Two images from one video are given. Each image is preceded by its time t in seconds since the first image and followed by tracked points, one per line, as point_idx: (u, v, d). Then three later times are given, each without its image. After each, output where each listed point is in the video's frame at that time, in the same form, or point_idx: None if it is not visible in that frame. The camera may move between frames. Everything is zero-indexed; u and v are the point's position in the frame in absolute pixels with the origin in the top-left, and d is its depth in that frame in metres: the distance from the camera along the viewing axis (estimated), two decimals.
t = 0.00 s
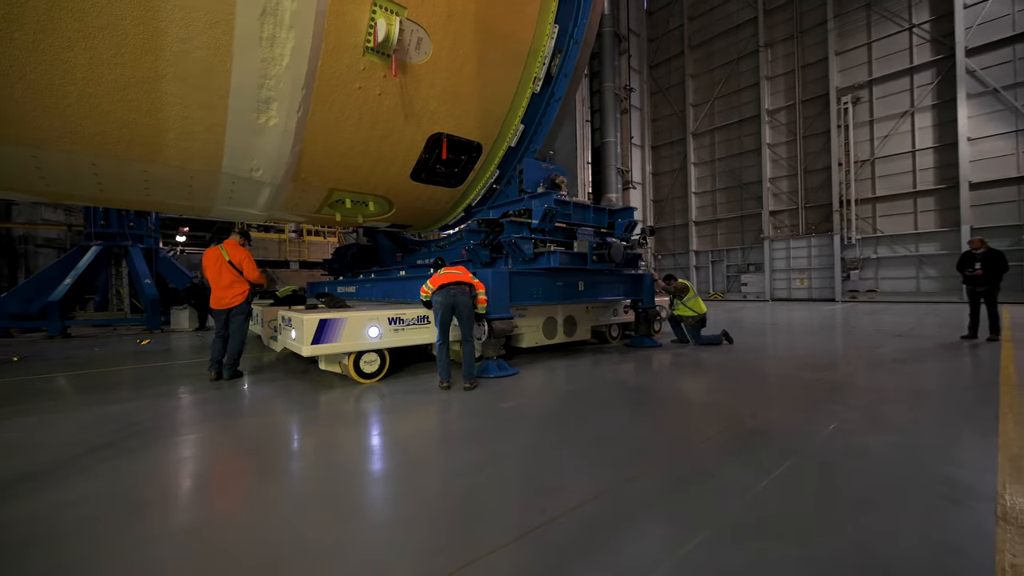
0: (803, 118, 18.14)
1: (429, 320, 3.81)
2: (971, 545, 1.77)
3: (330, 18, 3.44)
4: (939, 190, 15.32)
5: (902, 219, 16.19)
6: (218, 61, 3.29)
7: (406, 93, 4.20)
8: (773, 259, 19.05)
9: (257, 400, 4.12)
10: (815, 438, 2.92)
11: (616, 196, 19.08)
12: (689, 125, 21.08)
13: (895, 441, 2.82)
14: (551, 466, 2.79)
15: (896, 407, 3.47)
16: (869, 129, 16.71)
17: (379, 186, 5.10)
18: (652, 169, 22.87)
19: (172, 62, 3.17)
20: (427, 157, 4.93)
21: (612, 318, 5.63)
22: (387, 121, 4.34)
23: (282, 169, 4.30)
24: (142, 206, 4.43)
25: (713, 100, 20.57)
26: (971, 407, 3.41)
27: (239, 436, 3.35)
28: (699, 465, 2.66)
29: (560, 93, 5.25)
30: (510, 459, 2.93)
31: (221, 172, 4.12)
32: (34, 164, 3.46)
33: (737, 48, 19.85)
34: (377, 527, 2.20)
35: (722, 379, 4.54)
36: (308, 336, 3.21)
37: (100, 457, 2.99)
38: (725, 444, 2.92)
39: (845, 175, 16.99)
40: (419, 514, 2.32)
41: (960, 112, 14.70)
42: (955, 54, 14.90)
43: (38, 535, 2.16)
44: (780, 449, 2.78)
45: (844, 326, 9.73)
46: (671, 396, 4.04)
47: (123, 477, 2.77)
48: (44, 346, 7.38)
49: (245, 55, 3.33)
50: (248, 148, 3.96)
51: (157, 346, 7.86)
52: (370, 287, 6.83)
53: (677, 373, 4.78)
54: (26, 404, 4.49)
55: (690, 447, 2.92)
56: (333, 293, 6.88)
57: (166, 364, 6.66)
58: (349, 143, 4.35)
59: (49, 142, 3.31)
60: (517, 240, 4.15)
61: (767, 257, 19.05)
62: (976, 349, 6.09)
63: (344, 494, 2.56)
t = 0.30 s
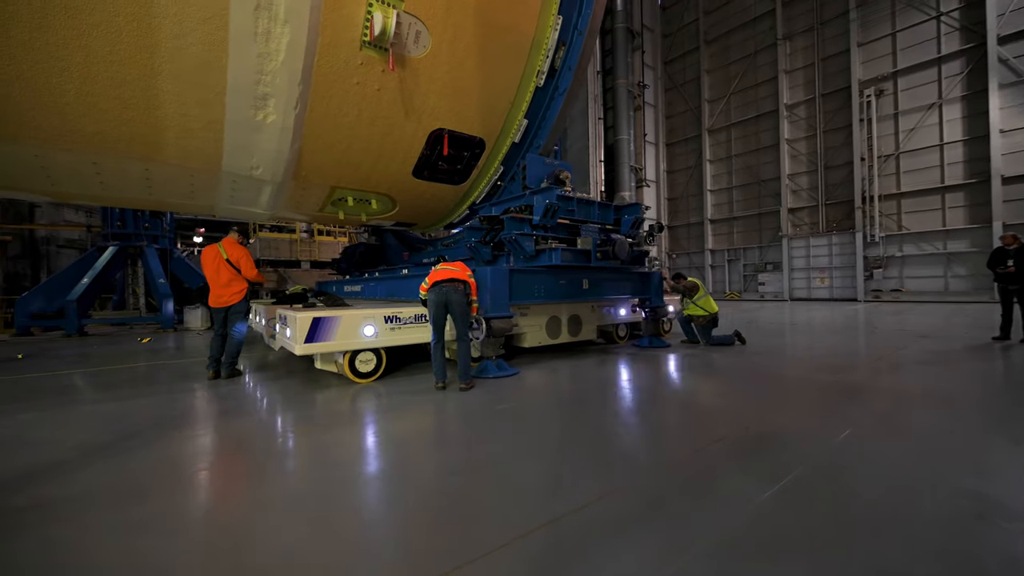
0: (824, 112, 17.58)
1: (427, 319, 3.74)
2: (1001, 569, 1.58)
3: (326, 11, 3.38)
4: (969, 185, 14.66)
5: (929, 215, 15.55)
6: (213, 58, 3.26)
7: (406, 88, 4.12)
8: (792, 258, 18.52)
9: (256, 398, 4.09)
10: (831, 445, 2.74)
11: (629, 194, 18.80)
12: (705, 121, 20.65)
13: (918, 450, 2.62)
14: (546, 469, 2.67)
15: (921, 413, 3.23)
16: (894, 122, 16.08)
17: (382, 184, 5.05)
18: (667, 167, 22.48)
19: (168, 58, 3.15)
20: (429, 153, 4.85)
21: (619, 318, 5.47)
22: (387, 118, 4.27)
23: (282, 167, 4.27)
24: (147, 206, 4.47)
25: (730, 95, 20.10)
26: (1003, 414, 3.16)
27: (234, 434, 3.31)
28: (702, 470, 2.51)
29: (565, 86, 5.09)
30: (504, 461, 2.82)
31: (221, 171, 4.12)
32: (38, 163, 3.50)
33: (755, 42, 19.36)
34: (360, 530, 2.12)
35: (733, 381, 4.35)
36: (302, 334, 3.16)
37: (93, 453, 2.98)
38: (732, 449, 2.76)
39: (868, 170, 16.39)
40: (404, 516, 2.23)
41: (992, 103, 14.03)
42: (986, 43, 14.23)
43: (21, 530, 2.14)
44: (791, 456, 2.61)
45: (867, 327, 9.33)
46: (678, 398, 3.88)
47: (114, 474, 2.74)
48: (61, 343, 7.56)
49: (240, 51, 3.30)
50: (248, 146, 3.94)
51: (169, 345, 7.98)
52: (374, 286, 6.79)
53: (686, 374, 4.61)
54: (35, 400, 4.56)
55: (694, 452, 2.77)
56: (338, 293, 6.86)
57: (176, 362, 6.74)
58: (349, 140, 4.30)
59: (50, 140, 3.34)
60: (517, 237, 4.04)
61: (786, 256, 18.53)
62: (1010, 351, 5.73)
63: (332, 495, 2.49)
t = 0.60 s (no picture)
0: (851, 104, 16.89)
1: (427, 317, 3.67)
2: None
3: (324, 6, 3.36)
4: (1010, 178, 13.86)
5: (966, 211, 14.76)
6: (213, 55, 3.27)
7: (407, 83, 4.07)
8: (817, 256, 17.86)
9: (258, 395, 4.09)
10: (848, 453, 2.55)
11: (645, 192, 18.46)
12: (725, 116, 20.11)
13: (944, 459, 2.41)
14: (542, 471, 2.56)
15: (951, 420, 2.98)
16: (926, 113, 15.32)
17: (387, 182, 5.01)
18: (685, 164, 21.99)
19: (168, 56, 3.17)
20: (433, 150, 4.79)
21: (629, 317, 5.31)
22: (389, 114, 4.23)
23: (286, 165, 4.28)
24: (157, 205, 4.54)
25: (751, 89, 19.52)
26: None
27: (232, 431, 3.31)
28: (705, 476, 2.36)
29: (569, 79, 5.03)
30: (499, 462, 2.73)
31: (226, 169, 4.14)
32: (49, 164, 3.58)
33: (777, 33, 18.75)
34: (343, 530, 2.06)
35: (747, 383, 4.15)
36: (298, 332, 3.13)
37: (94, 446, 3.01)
38: (740, 455, 2.60)
39: (899, 164, 15.66)
40: (390, 517, 2.16)
41: None
42: None
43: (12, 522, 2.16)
44: (804, 464, 2.43)
45: (897, 328, 8.87)
46: (687, 400, 3.71)
47: (112, 467, 2.76)
48: (85, 340, 7.82)
49: (239, 47, 3.29)
50: (250, 144, 3.95)
51: (186, 342, 8.16)
52: (382, 284, 6.78)
53: (698, 376, 4.42)
54: (52, 394, 4.70)
55: (698, 456, 2.62)
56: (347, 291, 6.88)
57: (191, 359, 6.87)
58: (351, 137, 4.28)
59: (59, 141, 3.41)
60: (520, 233, 3.93)
61: (810, 254, 17.88)
62: None
63: (320, 493, 2.44)
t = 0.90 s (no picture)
0: (887, 94, 16.02)
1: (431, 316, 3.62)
2: None
3: (327, 3, 3.34)
4: None
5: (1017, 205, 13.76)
6: (219, 56, 3.30)
7: (413, 80, 4.03)
8: (851, 255, 17.03)
9: (267, 393, 4.12)
10: (877, 467, 2.33)
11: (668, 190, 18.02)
12: (751, 110, 19.43)
13: (986, 476, 2.17)
14: (541, 475, 2.45)
15: (995, 431, 2.71)
16: (972, 101, 14.37)
17: (397, 181, 4.99)
18: (710, 160, 21.37)
19: (176, 57, 3.22)
20: (441, 147, 4.73)
21: (644, 318, 5.12)
22: (395, 111, 4.20)
23: (296, 165, 4.30)
24: (175, 207, 4.66)
25: (779, 81, 18.79)
26: None
27: (238, 427, 3.33)
28: (715, 488, 2.20)
29: (580, 72, 4.90)
30: (499, 464, 2.63)
31: (238, 170, 4.19)
32: (71, 167, 3.70)
33: (807, 22, 17.97)
34: (333, 531, 2.01)
35: (768, 387, 3.91)
36: (300, 331, 3.12)
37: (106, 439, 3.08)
38: (753, 465, 2.43)
39: (941, 156, 14.75)
40: (379, 519, 2.10)
41: None
42: None
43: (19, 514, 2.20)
44: (825, 477, 2.24)
45: (939, 330, 8.29)
46: (702, 405, 3.52)
47: (119, 462, 2.81)
48: (117, 337, 8.15)
49: (244, 48, 3.31)
50: (260, 145, 3.98)
51: (209, 340, 8.40)
52: (395, 284, 6.79)
53: (716, 379, 4.21)
54: (78, 389, 4.88)
55: (710, 466, 2.44)
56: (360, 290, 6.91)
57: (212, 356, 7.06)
58: (359, 135, 4.27)
59: (79, 144, 3.52)
60: (526, 231, 3.82)
61: (843, 252, 17.07)
62: None
63: (314, 493, 2.41)
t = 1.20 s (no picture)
0: (918, 84, 15.29)
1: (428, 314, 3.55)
2: None
3: None
4: None
5: None
6: (216, 52, 3.28)
7: (413, 73, 3.95)
8: (879, 253, 16.34)
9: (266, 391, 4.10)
10: (901, 480, 2.13)
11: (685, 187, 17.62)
12: (772, 104, 18.83)
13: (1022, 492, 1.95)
14: (534, 479, 2.33)
15: None
16: (1012, 89, 13.57)
17: (399, 178, 4.93)
18: (729, 156, 20.81)
19: (173, 53, 3.21)
20: (444, 143, 4.65)
21: (654, 317, 4.94)
22: (396, 106, 4.13)
23: (297, 162, 4.28)
24: (182, 205, 4.71)
25: (802, 73, 18.15)
26: None
27: (234, 425, 3.30)
28: (719, 498, 2.04)
29: (586, 63, 4.76)
30: (492, 466, 2.52)
31: (240, 167, 4.18)
32: (78, 166, 3.76)
33: (832, 12, 17.30)
34: (312, 534, 1.93)
35: (782, 390, 3.70)
36: (293, 327, 3.11)
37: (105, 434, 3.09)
38: (763, 474, 2.25)
39: (977, 148, 13.99)
40: (362, 521, 2.01)
41: None
42: None
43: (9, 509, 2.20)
44: (841, 490, 2.06)
45: (975, 330, 7.80)
46: (711, 408, 3.33)
47: (115, 458, 2.81)
48: (135, 335, 8.35)
49: (240, 43, 3.28)
50: (261, 141, 3.97)
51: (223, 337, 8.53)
52: (402, 282, 6.77)
53: (728, 381, 4.00)
54: (90, 385, 4.97)
55: (716, 474, 2.28)
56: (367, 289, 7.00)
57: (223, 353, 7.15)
58: (359, 130, 4.21)
59: (85, 143, 3.56)
60: (527, 226, 3.71)
61: (870, 250, 16.38)
62: None
63: (301, 492, 2.34)
